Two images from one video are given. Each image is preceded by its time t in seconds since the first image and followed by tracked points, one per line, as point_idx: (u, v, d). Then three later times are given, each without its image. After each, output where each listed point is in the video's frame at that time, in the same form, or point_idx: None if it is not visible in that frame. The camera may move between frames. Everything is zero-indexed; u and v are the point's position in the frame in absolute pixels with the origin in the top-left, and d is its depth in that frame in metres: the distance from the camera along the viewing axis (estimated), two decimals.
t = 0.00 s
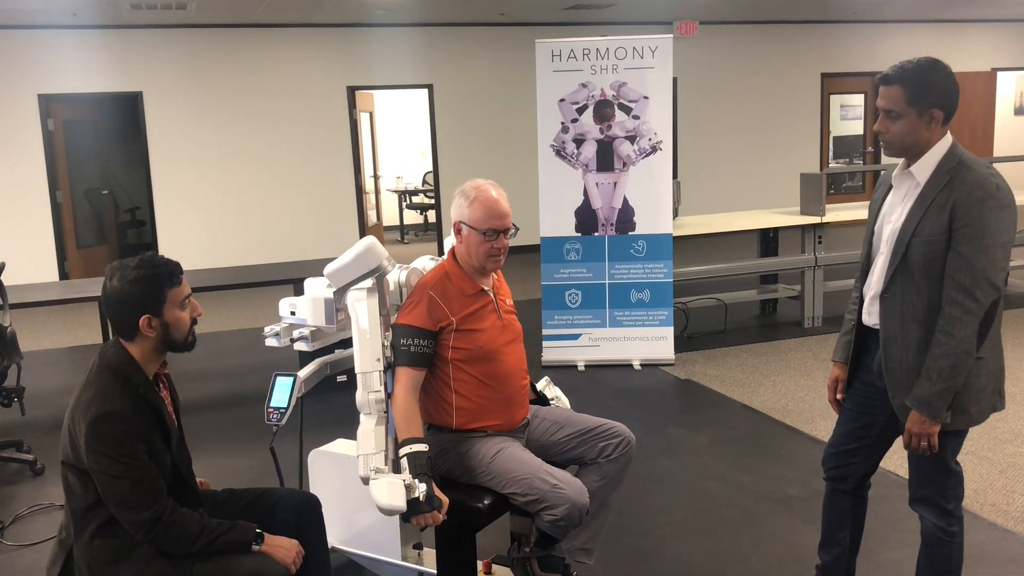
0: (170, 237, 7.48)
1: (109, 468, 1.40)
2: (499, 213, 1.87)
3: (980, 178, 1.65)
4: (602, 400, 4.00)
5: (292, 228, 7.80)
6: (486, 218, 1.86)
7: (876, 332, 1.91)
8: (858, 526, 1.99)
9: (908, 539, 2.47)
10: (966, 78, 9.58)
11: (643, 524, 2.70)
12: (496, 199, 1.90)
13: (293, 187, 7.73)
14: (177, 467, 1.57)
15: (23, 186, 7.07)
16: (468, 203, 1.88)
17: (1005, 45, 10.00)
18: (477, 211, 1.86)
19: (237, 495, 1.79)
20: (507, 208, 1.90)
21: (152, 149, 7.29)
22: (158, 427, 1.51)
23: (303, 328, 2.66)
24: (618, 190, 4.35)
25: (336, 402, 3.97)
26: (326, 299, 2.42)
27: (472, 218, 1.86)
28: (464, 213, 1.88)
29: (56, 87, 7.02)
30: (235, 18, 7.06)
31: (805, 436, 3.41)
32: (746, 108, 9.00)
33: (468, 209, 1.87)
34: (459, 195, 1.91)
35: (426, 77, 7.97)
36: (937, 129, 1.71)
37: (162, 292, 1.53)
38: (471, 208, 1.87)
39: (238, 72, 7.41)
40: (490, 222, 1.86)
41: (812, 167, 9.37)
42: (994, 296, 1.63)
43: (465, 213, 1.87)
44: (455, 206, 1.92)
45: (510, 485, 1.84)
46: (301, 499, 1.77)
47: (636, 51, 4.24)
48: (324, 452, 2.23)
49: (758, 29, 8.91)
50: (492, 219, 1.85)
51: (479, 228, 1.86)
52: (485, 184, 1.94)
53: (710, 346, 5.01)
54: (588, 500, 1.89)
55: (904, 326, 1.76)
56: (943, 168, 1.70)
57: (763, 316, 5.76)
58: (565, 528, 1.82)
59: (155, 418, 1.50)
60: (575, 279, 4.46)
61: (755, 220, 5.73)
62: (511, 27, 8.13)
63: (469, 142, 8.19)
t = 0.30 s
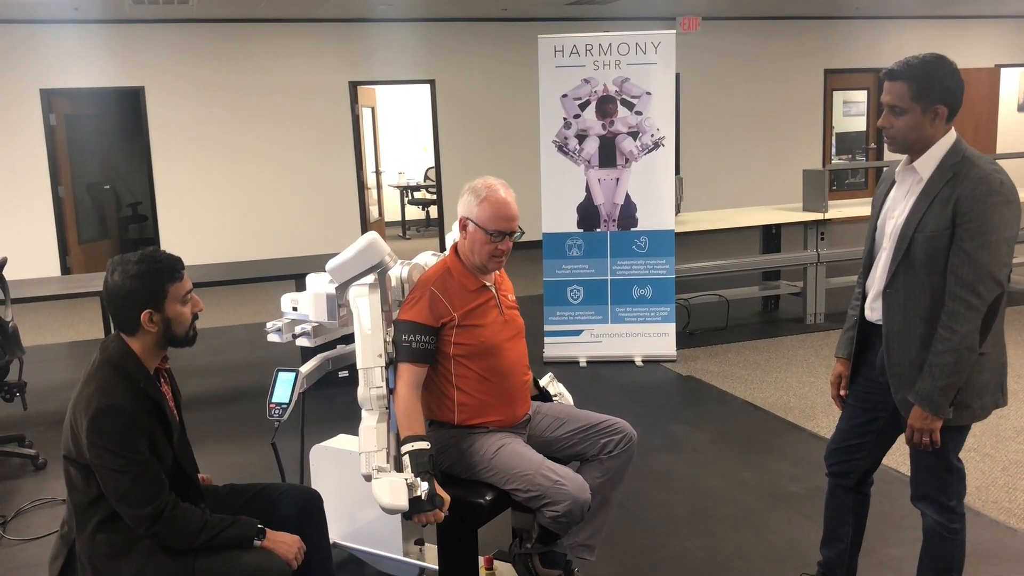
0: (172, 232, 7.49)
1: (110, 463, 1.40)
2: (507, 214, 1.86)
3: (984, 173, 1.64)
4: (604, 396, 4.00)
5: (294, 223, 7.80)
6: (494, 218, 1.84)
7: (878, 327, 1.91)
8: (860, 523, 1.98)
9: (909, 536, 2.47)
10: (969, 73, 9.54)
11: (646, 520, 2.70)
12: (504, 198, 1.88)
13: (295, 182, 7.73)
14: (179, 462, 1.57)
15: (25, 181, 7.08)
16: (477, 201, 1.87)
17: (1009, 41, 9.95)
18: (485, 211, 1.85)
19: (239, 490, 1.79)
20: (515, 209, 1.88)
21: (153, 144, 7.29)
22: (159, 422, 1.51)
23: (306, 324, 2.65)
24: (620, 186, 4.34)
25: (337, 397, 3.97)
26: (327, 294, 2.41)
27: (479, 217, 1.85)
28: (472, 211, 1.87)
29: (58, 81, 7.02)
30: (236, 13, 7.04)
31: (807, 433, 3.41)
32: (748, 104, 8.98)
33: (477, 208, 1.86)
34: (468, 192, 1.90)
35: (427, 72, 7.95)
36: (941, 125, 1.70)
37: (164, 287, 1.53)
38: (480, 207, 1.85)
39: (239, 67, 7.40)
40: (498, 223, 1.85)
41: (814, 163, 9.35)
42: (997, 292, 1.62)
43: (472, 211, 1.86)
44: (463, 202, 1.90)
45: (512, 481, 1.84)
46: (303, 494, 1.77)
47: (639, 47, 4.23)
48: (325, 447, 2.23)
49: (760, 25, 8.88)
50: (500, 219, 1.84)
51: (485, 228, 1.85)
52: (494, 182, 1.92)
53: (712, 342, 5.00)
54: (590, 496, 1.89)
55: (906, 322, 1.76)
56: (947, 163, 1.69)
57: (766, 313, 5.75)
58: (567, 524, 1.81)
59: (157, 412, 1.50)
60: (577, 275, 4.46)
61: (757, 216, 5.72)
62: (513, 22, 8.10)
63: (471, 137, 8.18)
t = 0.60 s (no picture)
0: (176, 227, 7.50)
1: (114, 457, 1.41)
2: (514, 210, 1.86)
3: (988, 169, 1.63)
4: (607, 392, 4.00)
5: (297, 218, 7.80)
6: (500, 214, 1.84)
7: (881, 323, 1.90)
8: (863, 520, 1.98)
9: (912, 532, 2.47)
10: (974, 69, 9.49)
11: (648, 515, 2.70)
12: (510, 193, 1.87)
13: (299, 177, 7.73)
14: (181, 456, 1.57)
15: (30, 175, 7.09)
16: (484, 195, 1.86)
17: (1016, 36, 9.89)
18: (491, 206, 1.85)
19: (242, 485, 1.79)
20: (521, 205, 1.88)
21: (157, 139, 7.30)
22: (163, 416, 1.51)
23: (309, 319, 2.63)
24: (623, 181, 4.33)
25: (340, 392, 3.97)
26: (331, 290, 2.41)
27: (487, 211, 1.85)
28: (479, 205, 1.86)
29: (63, 76, 7.03)
30: (240, 7, 7.03)
31: (810, 429, 3.41)
32: (752, 99, 8.95)
33: (483, 203, 1.85)
34: (473, 187, 1.89)
35: (431, 67, 7.94)
36: (944, 120, 1.69)
37: (166, 282, 1.53)
38: (488, 202, 1.85)
39: (243, 61, 7.40)
40: (505, 219, 1.85)
41: (819, 159, 9.32)
42: (999, 288, 1.61)
43: (479, 205, 1.85)
44: (469, 197, 1.89)
45: (515, 476, 1.84)
46: (306, 489, 1.77)
47: (643, 42, 4.22)
48: (329, 442, 2.23)
49: (766, 20, 8.84)
50: (507, 215, 1.84)
51: (492, 223, 1.85)
52: (500, 177, 1.91)
53: (715, 338, 5.00)
54: (592, 491, 1.89)
55: (908, 317, 1.75)
56: (950, 158, 1.69)
57: (769, 309, 5.74)
58: (569, 519, 1.82)
59: (160, 406, 1.51)
60: (580, 271, 4.45)
61: (761, 212, 5.70)
62: (517, 16, 8.07)
63: (475, 132, 8.17)
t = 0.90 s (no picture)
0: (180, 222, 7.51)
1: (117, 451, 1.41)
2: (515, 203, 1.86)
3: (997, 163, 1.62)
4: (610, 386, 4.00)
5: (300, 213, 7.80)
6: (501, 207, 1.84)
7: (888, 318, 1.89)
8: (868, 516, 1.97)
9: (916, 528, 2.46)
10: (981, 63, 9.43)
11: (652, 510, 2.70)
12: (510, 186, 1.87)
13: (303, 171, 7.73)
14: (185, 451, 1.57)
15: (35, 169, 7.10)
16: (484, 189, 1.86)
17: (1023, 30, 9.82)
18: (492, 199, 1.84)
19: (245, 480, 1.79)
20: (521, 198, 1.87)
21: (161, 134, 7.30)
22: (166, 410, 1.51)
23: (313, 314, 2.60)
24: (628, 176, 4.32)
25: (344, 386, 3.98)
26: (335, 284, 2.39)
27: (488, 205, 1.84)
28: (480, 199, 1.86)
29: (68, 70, 7.04)
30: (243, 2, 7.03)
31: (814, 424, 3.40)
32: (757, 93, 8.91)
33: (484, 196, 1.85)
34: (474, 180, 1.88)
35: (435, 62, 7.92)
36: (952, 115, 1.68)
37: (169, 276, 1.53)
38: (489, 195, 1.84)
39: (246, 56, 7.39)
40: (506, 212, 1.84)
41: (824, 154, 9.28)
42: (1009, 282, 1.61)
43: (480, 199, 1.85)
44: (470, 190, 1.89)
45: (518, 471, 1.84)
46: (309, 483, 1.77)
47: (647, 36, 4.20)
48: (332, 436, 2.24)
49: (771, 14, 8.80)
50: (508, 208, 1.84)
51: (493, 216, 1.85)
52: (501, 170, 1.91)
53: (720, 333, 4.99)
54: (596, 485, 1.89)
55: (916, 313, 1.74)
56: (958, 152, 1.68)
57: (774, 304, 5.73)
58: (573, 513, 1.82)
59: (163, 400, 1.51)
60: (584, 266, 4.45)
61: (765, 206, 5.68)
62: (521, 11, 8.05)
63: (479, 127, 8.15)
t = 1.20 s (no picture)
0: (185, 217, 7.52)
1: (123, 447, 1.41)
2: (516, 196, 1.86)
3: (1006, 158, 1.62)
4: (615, 382, 4.00)
5: (306, 209, 7.81)
6: (502, 200, 1.84)
7: (895, 315, 1.88)
8: (871, 513, 1.97)
9: (921, 524, 2.46)
10: (987, 59, 9.39)
11: (656, 506, 2.71)
12: (511, 180, 1.86)
13: (307, 167, 7.74)
14: (190, 446, 1.57)
15: (40, 164, 7.12)
16: (485, 183, 1.86)
17: None
18: (493, 193, 1.84)
19: (250, 475, 1.80)
20: (521, 190, 1.87)
21: (166, 129, 7.31)
22: (171, 405, 1.52)
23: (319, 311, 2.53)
24: (632, 172, 4.31)
25: (348, 382, 3.98)
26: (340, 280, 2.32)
27: (490, 199, 1.84)
28: (482, 193, 1.86)
29: (73, 65, 7.06)
30: None
31: (818, 420, 3.40)
32: (762, 88, 8.89)
33: (485, 190, 1.85)
34: (475, 175, 1.88)
35: (439, 57, 7.91)
36: (959, 111, 1.68)
37: (173, 271, 1.53)
38: (490, 189, 1.84)
39: (251, 52, 7.39)
40: (508, 205, 1.84)
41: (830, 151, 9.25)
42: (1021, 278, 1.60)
43: (481, 193, 1.85)
44: (471, 184, 1.88)
45: (523, 466, 1.84)
46: (313, 478, 1.78)
47: (652, 32, 4.19)
48: (337, 431, 2.24)
49: (776, 10, 8.77)
50: (509, 201, 1.84)
51: (495, 210, 1.84)
52: (502, 165, 1.90)
53: (724, 329, 4.98)
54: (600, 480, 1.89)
55: (925, 310, 1.73)
56: (966, 148, 1.67)
57: (778, 301, 5.72)
58: (577, 508, 1.82)
59: (168, 395, 1.51)
60: (588, 262, 4.45)
61: (770, 203, 5.67)
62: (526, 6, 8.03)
63: (483, 123, 8.15)
